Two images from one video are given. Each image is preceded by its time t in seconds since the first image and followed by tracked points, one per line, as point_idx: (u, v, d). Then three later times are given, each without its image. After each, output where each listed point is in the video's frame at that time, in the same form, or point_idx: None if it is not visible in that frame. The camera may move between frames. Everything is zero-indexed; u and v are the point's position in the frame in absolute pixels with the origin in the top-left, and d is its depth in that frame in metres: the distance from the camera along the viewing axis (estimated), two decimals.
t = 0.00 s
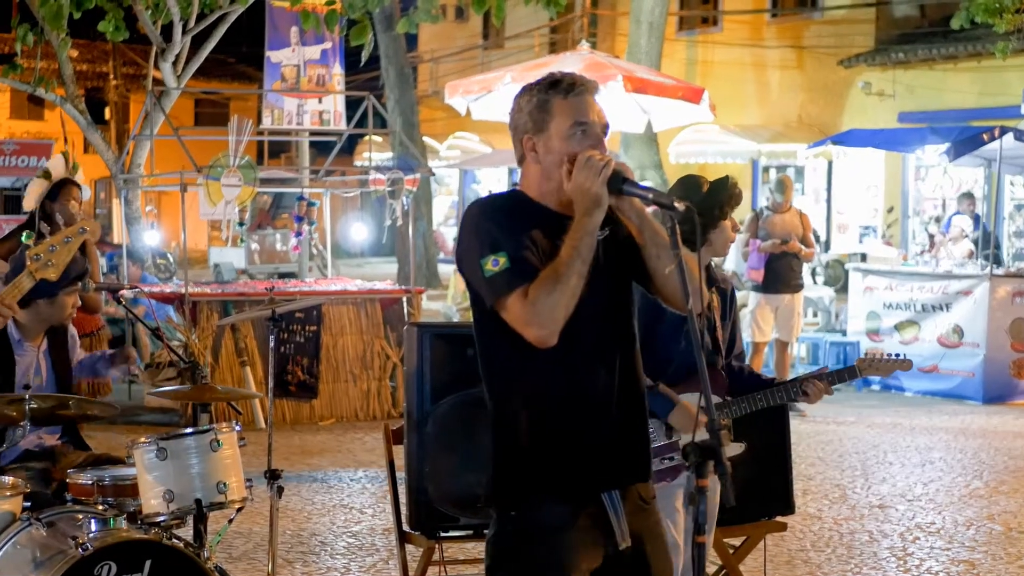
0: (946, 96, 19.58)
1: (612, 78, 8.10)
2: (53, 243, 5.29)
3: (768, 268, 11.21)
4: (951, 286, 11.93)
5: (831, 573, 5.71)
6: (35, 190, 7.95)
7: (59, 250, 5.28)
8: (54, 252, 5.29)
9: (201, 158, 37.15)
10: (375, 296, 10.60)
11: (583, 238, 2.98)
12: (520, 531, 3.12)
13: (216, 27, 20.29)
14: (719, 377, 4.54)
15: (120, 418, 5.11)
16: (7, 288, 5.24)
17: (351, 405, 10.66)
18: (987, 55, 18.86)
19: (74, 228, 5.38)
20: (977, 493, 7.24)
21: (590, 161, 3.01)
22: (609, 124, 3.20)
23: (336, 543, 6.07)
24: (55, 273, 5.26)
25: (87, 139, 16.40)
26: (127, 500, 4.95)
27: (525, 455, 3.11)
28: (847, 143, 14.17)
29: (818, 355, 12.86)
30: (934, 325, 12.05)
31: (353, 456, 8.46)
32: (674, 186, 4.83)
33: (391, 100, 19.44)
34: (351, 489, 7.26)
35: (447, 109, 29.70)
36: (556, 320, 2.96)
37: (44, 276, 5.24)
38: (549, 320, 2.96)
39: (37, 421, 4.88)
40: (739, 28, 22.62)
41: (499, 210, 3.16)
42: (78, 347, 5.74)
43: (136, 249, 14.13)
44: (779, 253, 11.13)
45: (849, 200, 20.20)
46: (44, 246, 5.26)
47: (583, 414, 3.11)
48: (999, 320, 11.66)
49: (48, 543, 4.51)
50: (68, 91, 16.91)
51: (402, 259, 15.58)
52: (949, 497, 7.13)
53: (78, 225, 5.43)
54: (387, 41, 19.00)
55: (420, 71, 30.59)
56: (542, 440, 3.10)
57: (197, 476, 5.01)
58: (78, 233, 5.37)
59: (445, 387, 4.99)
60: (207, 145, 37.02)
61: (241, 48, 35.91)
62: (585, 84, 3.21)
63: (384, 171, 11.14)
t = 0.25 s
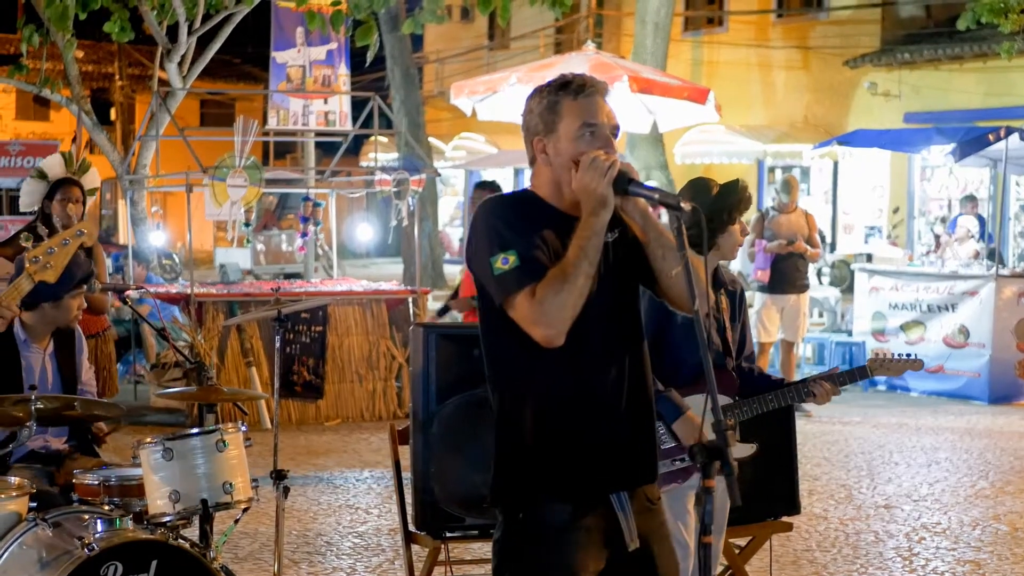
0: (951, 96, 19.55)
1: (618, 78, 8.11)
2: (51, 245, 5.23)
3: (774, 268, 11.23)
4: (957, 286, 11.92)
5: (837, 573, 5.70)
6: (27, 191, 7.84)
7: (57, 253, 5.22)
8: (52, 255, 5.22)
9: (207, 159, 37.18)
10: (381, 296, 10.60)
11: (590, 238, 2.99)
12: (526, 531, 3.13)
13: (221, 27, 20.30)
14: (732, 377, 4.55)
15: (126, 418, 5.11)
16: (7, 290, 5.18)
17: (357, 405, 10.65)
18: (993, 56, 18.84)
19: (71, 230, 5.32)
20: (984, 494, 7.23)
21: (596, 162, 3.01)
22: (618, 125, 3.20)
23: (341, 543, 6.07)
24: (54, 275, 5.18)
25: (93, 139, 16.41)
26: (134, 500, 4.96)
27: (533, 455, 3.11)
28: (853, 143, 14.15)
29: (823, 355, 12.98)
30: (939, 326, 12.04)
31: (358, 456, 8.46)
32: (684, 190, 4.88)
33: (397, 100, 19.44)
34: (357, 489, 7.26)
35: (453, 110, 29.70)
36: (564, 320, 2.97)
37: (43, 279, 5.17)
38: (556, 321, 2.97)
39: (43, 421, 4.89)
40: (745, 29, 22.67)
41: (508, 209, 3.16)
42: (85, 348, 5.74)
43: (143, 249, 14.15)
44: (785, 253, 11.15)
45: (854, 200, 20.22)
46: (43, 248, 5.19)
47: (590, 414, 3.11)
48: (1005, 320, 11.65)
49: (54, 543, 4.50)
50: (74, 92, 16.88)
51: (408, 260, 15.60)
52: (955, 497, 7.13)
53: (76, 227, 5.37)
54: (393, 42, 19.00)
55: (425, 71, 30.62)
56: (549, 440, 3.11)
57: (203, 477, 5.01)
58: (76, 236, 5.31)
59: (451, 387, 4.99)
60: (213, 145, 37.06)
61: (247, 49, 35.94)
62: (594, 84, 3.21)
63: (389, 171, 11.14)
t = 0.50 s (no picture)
0: (960, 95, 19.67)
1: (627, 78, 8.11)
2: (56, 245, 5.17)
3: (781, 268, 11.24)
4: (965, 286, 11.90)
5: (846, 573, 5.70)
6: (33, 193, 7.83)
7: (62, 252, 5.15)
8: (58, 255, 5.16)
9: (215, 159, 37.26)
10: (389, 296, 10.60)
11: (600, 237, 2.99)
12: (538, 530, 3.13)
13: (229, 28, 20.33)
14: (746, 375, 4.58)
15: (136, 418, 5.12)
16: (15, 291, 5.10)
17: (365, 405, 10.68)
18: (1001, 55, 18.97)
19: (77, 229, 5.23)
20: (992, 493, 7.23)
21: (608, 161, 3.01)
22: (631, 124, 3.19)
23: (351, 543, 6.07)
24: (59, 275, 5.12)
25: (101, 140, 16.40)
26: (143, 500, 4.97)
27: (545, 454, 3.11)
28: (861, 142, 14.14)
29: (831, 355, 13.09)
30: (948, 325, 12.03)
31: (368, 457, 8.46)
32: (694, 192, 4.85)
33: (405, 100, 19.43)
34: (365, 489, 7.26)
35: (460, 110, 29.74)
36: (574, 318, 2.97)
37: (49, 278, 5.10)
38: (567, 318, 2.97)
39: (53, 422, 4.91)
40: (753, 28, 22.21)
41: (519, 208, 3.16)
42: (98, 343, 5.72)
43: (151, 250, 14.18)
44: (794, 253, 11.14)
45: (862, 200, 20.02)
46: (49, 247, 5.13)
47: (602, 411, 3.11)
48: (1014, 319, 11.65)
49: (64, 544, 4.51)
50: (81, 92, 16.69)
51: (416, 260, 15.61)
52: (964, 497, 7.12)
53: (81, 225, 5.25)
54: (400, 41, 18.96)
55: (433, 72, 30.65)
56: (561, 438, 3.10)
57: (212, 477, 5.01)
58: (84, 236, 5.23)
59: (460, 388, 4.99)
60: (220, 146, 37.08)
61: (254, 48, 35.96)
62: (607, 83, 3.21)
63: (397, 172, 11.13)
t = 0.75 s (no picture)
0: (968, 96, 19.58)
1: (635, 78, 8.11)
2: (75, 254, 5.10)
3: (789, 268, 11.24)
4: (974, 287, 11.90)
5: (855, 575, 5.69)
6: (42, 195, 7.85)
7: (82, 261, 5.10)
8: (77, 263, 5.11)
9: (224, 160, 37.34)
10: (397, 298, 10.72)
11: (611, 239, 2.99)
12: (548, 532, 3.13)
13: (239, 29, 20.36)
14: (760, 381, 4.55)
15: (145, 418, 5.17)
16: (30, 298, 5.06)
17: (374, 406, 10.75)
18: (1009, 56, 18.91)
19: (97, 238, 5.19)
20: (1002, 495, 7.21)
21: (619, 162, 3.02)
22: (640, 124, 3.20)
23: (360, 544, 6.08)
24: (76, 285, 5.10)
25: (110, 141, 16.42)
26: (152, 501, 5.03)
27: (554, 456, 3.11)
28: (870, 143, 14.12)
29: (840, 357, 12.98)
30: (958, 326, 12.03)
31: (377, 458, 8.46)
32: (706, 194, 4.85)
33: (413, 101, 19.43)
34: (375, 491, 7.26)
35: (469, 110, 29.77)
36: (585, 320, 2.96)
37: (65, 287, 5.08)
38: (577, 321, 2.97)
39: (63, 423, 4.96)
40: (762, 29, 22.42)
41: (529, 210, 3.16)
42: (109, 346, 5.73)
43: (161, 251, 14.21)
44: (802, 254, 11.12)
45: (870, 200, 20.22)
46: (68, 257, 5.08)
47: (611, 414, 3.11)
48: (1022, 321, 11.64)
49: (74, 545, 4.54)
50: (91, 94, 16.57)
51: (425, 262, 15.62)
52: (973, 499, 7.11)
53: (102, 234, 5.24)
54: (408, 43, 18.96)
55: (441, 73, 30.66)
56: (570, 440, 3.10)
57: (223, 478, 5.05)
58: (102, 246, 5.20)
59: (470, 389, 5.00)
60: (229, 147, 37.13)
61: (263, 50, 36.02)
62: (616, 82, 3.22)
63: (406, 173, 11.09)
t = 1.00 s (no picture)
0: (977, 100, 19.54)
1: (643, 80, 8.10)
2: (96, 256, 4.98)
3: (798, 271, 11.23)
4: (983, 290, 11.90)
5: None
6: (53, 197, 7.87)
7: (102, 264, 4.97)
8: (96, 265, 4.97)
9: (232, 161, 37.42)
10: (405, 299, 10.73)
11: (620, 240, 2.99)
12: (554, 532, 3.14)
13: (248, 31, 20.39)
14: (777, 383, 4.66)
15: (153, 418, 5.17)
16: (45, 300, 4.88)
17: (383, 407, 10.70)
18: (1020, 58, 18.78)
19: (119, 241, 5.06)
20: (1011, 498, 7.20)
21: (630, 162, 3.02)
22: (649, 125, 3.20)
23: (369, 545, 6.06)
24: (96, 288, 4.96)
25: (119, 142, 16.43)
26: (162, 502, 5.08)
27: (560, 456, 3.13)
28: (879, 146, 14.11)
29: (848, 359, 12.92)
30: (966, 329, 12.03)
31: (385, 459, 8.45)
32: (723, 193, 4.94)
33: (422, 103, 19.45)
34: (383, 492, 7.26)
35: (477, 112, 29.82)
36: (594, 320, 2.96)
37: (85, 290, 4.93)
38: (587, 321, 2.96)
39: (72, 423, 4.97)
40: (770, 31, 22.57)
41: (538, 210, 3.16)
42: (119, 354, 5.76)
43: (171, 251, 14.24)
44: (811, 255, 11.10)
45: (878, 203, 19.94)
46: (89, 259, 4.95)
47: (616, 415, 3.12)
48: None
49: (84, 545, 4.57)
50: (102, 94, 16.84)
51: (433, 263, 15.65)
52: (982, 501, 7.10)
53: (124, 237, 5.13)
54: (417, 45, 18.98)
55: (449, 74, 30.67)
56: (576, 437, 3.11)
57: (232, 478, 5.16)
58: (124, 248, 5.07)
59: (479, 391, 5.00)
60: (238, 148, 37.19)
61: (271, 51, 36.09)
62: (626, 83, 3.22)
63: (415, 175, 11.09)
